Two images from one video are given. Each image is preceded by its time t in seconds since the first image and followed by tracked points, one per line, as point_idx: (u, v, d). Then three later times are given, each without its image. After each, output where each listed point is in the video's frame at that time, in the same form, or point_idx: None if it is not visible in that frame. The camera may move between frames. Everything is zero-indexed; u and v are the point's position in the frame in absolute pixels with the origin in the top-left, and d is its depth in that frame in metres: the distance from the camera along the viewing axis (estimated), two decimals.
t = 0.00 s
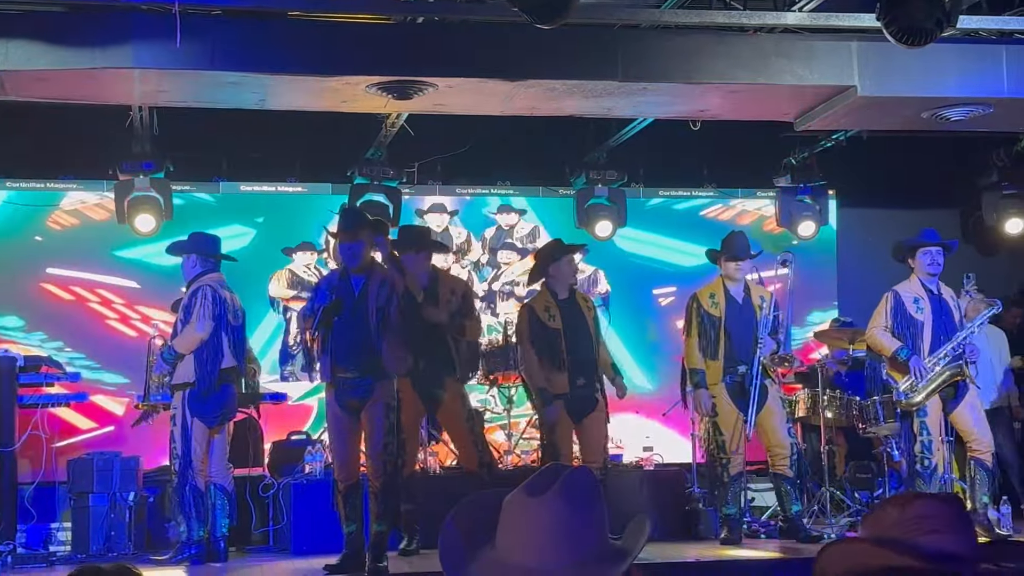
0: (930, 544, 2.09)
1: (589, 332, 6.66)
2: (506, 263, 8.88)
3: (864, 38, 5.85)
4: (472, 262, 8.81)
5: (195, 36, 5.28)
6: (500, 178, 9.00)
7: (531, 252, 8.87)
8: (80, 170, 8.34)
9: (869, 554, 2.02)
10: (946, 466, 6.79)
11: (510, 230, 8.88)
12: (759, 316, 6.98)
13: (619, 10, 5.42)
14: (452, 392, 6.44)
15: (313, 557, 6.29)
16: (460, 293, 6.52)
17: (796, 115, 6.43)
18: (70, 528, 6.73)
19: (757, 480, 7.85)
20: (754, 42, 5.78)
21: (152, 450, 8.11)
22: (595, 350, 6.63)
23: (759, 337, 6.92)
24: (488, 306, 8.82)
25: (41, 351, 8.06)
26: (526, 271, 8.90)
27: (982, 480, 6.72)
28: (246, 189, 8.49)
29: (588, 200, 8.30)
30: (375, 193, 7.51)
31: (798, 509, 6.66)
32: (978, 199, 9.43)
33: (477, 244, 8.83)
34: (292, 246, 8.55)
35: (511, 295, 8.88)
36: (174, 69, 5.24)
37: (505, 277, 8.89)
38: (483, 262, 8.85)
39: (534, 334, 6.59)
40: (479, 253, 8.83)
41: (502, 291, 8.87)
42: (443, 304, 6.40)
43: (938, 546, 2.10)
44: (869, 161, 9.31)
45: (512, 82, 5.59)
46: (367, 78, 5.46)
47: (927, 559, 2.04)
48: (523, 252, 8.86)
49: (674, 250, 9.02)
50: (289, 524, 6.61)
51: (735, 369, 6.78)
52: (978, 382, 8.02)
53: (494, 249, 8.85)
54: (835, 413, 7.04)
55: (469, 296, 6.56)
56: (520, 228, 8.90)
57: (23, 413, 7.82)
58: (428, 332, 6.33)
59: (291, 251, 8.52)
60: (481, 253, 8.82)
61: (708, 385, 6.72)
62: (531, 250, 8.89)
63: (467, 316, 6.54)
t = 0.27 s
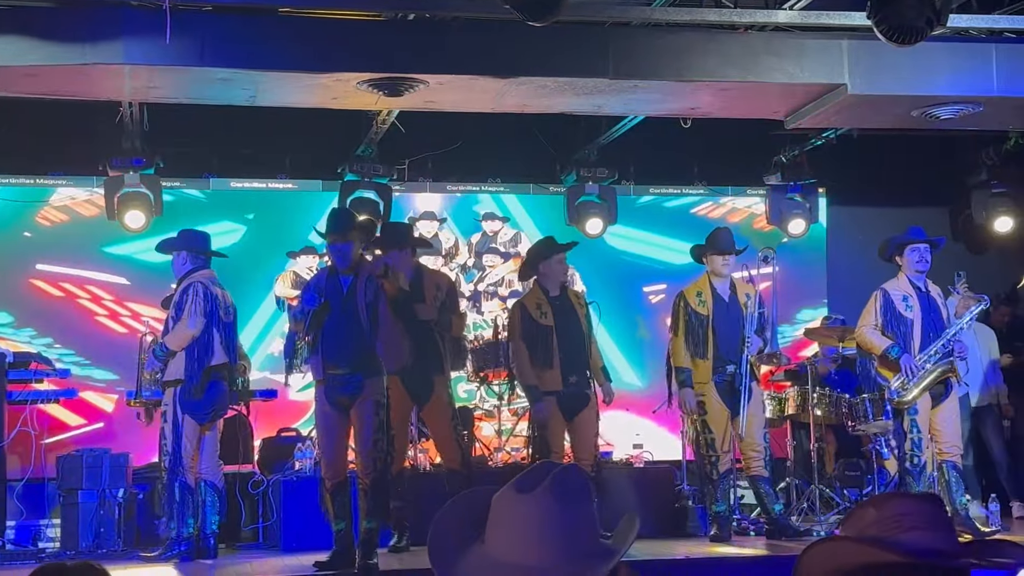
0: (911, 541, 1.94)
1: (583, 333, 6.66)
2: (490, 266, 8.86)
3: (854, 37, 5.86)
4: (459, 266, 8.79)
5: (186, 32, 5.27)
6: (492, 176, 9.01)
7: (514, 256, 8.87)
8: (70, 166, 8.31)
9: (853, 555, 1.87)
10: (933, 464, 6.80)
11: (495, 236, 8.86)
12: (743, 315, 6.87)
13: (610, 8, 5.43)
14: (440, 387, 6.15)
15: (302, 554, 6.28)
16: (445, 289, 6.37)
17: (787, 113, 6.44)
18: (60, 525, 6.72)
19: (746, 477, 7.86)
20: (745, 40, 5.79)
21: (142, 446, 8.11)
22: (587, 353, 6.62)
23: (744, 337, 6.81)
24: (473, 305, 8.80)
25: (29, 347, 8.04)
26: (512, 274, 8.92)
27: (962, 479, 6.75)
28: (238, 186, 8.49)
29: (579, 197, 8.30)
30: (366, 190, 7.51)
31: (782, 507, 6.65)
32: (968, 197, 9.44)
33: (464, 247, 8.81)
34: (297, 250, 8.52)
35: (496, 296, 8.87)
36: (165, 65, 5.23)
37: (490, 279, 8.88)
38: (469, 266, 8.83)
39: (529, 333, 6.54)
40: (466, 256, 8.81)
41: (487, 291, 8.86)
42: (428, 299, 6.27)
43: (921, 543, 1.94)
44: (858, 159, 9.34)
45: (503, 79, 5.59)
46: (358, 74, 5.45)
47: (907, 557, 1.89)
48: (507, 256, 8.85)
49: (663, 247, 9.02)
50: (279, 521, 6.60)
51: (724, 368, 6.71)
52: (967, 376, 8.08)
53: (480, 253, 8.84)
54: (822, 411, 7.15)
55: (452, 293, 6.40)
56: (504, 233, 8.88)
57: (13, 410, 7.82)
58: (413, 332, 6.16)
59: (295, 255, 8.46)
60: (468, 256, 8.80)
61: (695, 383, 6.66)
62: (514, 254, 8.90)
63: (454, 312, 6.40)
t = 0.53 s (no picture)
0: (895, 542, 1.84)
1: (580, 330, 6.67)
2: (482, 263, 8.87)
3: (844, 36, 5.87)
4: (450, 262, 8.79)
5: (177, 29, 5.27)
6: (482, 174, 9.02)
7: (506, 252, 8.86)
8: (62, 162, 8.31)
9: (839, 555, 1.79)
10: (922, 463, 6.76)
11: (487, 232, 8.86)
12: (735, 314, 6.95)
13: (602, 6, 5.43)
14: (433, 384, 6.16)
15: (294, 551, 6.28)
16: (436, 286, 6.48)
17: (777, 112, 6.45)
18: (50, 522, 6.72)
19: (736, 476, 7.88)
20: (736, 39, 5.80)
21: (130, 443, 8.10)
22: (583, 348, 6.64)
23: (735, 336, 6.90)
24: (465, 303, 8.81)
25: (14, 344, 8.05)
26: (504, 271, 8.92)
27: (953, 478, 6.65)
28: (228, 184, 8.49)
29: (570, 194, 8.30)
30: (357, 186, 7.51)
31: (774, 506, 6.65)
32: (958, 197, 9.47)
33: (455, 243, 8.81)
34: (284, 246, 8.54)
35: (488, 293, 8.88)
36: (155, 62, 5.22)
37: (483, 275, 8.89)
38: (461, 262, 8.84)
39: (520, 328, 6.60)
40: (457, 253, 8.81)
41: (480, 289, 8.86)
42: (419, 295, 6.38)
43: (905, 544, 1.84)
44: (848, 158, 9.37)
45: (494, 77, 5.59)
46: (349, 72, 5.45)
47: (886, 556, 1.80)
48: (500, 252, 8.85)
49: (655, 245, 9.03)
50: (270, 518, 6.60)
51: (714, 366, 6.81)
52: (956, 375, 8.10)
53: (471, 249, 8.84)
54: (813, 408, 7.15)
55: (441, 291, 6.53)
56: (497, 229, 8.88)
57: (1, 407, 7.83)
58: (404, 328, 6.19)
59: (283, 251, 8.51)
60: (460, 253, 8.80)
61: (689, 380, 6.74)
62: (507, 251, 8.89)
63: (443, 310, 6.51)
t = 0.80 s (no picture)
0: (887, 542, 1.78)
1: (582, 327, 6.65)
2: (480, 255, 8.90)
3: (836, 36, 5.89)
4: (445, 254, 8.86)
5: (168, 26, 5.26)
6: (474, 172, 9.02)
7: (506, 243, 8.95)
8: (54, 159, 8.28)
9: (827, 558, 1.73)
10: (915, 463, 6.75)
11: (485, 222, 8.91)
12: (732, 312, 6.97)
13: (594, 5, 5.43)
14: (427, 383, 6.20)
15: (285, 549, 6.28)
16: (434, 285, 6.35)
17: (768, 112, 6.46)
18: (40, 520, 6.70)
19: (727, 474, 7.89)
20: (728, 38, 5.81)
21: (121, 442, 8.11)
22: (587, 341, 6.63)
23: (732, 333, 6.92)
24: (461, 298, 8.82)
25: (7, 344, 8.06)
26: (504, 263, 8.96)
27: (949, 479, 6.60)
28: (219, 181, 8.53)
29: (562, 193, 8.31)
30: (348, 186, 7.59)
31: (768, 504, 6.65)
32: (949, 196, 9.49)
33: (450, 235, 8.88)
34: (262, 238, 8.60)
35: (486, 289, 8.90)
36: (147, 60, 5.22)
37: (479, 270, 8.90)
38: (457, 254, 8.90)
39: (526, 326, 6.58)
40: (452, 245, 8.88)
41: (478, 283, 8.89)
42: (414, 295, 6.28)
43: (898, 544, 1.78)
44: (840, 157, 9.38)
45: (486, 76, 5.59)
46: (341, 70, 5.45)
47: (877, 560, 1.74)
48: (498, 244, 8.92)
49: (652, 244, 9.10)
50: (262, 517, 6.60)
51: (710, 365, 6.83)
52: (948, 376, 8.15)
53: (469, 241, 8.89)
54: (805, 407, 7.14)
55: (443, 288, 6.39)
56: (496, 219, 8.93)
57: None
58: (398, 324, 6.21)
59: (261, 243, 8.56)
60: (455, 245, 8.87)
61: (682, 380, 6.76)
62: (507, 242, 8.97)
63: (443, 311, 6.42)
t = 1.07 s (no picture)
0: (879, 543, 1.86)
1: (590, 327, 6.62)
2: (465, 263, 8.84)
3: (829, 36, 5.90)
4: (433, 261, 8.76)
5: (162, 25, 5.25)
6: (467, 171, 9.03)
7: (489, 252, 8.84)
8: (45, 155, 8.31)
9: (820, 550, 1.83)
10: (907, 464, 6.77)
11: (470, 232, 8.86)
12: (739, 310, 6.93)
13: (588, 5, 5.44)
14: (432, 381, 6.11)
15: (277, 548, 6.27)
16: (445, 284, 6.35)
17: (761, 112, 6.47)
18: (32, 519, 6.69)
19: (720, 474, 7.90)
20: (721, 39, 5.82)
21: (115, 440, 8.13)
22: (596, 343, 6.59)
23: (738, 331, 6.87)
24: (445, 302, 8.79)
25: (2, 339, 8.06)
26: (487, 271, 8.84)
27: (941, 480, 6.59)
28: (213, 180, 8.48)
29: (555, 194, 8.31)
30: (342, 184, 7.58)
31: (762, 504, 6.64)
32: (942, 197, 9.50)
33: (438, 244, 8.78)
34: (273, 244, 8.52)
35: (470, 292, 8.82)
36: (140, 58, 5.21)
37: (465, 275, 8.82)
38: (444, 261, 8.81)
39: (539, 326, 6.60)
40: (440, 253, 8.78)
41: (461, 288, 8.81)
42: (424, 292, 6.28)
43: (889, 545, 1.86)
44: (833, 158, 9.41)
45: (480, 76, 5.60)
46: (335, 70, 5.45)
47: (871, 559, 1.81)
48: (482, 252, 8.82)
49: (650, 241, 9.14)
50: (254, 516, 6.60)
51: (717, 365, 6.73)
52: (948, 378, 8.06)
53: (454, 249, 8.84)
54: (797, 407, 7.17)
55: (454, 286, 6.40)
56: (480, 229, 8.87)
57: None
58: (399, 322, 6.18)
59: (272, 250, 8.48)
60: (443, 253, 8.80)
61: (686, 379, 6.69)
62: (489, 251, 8.86)
63: (452, 309, 6.38)
